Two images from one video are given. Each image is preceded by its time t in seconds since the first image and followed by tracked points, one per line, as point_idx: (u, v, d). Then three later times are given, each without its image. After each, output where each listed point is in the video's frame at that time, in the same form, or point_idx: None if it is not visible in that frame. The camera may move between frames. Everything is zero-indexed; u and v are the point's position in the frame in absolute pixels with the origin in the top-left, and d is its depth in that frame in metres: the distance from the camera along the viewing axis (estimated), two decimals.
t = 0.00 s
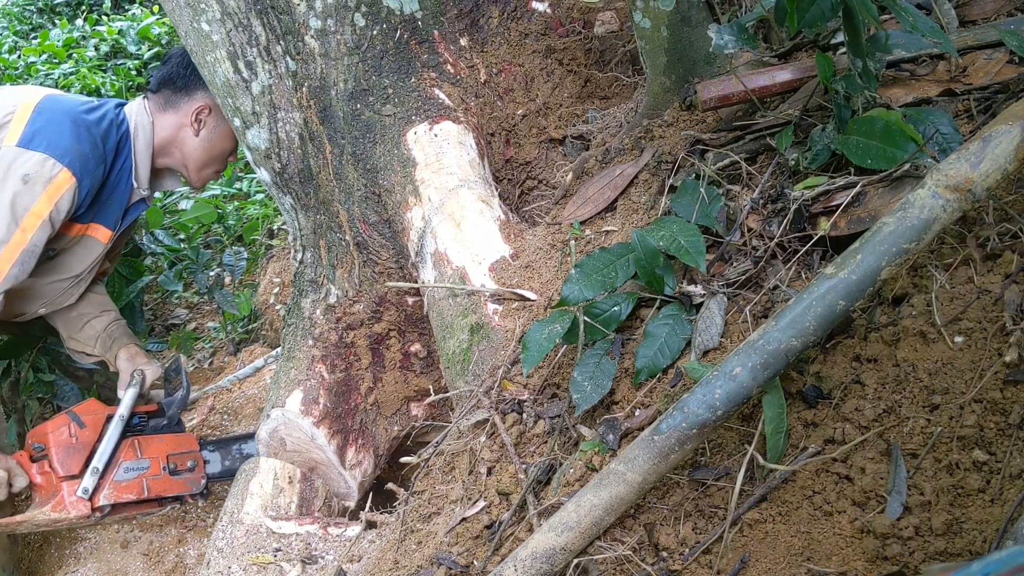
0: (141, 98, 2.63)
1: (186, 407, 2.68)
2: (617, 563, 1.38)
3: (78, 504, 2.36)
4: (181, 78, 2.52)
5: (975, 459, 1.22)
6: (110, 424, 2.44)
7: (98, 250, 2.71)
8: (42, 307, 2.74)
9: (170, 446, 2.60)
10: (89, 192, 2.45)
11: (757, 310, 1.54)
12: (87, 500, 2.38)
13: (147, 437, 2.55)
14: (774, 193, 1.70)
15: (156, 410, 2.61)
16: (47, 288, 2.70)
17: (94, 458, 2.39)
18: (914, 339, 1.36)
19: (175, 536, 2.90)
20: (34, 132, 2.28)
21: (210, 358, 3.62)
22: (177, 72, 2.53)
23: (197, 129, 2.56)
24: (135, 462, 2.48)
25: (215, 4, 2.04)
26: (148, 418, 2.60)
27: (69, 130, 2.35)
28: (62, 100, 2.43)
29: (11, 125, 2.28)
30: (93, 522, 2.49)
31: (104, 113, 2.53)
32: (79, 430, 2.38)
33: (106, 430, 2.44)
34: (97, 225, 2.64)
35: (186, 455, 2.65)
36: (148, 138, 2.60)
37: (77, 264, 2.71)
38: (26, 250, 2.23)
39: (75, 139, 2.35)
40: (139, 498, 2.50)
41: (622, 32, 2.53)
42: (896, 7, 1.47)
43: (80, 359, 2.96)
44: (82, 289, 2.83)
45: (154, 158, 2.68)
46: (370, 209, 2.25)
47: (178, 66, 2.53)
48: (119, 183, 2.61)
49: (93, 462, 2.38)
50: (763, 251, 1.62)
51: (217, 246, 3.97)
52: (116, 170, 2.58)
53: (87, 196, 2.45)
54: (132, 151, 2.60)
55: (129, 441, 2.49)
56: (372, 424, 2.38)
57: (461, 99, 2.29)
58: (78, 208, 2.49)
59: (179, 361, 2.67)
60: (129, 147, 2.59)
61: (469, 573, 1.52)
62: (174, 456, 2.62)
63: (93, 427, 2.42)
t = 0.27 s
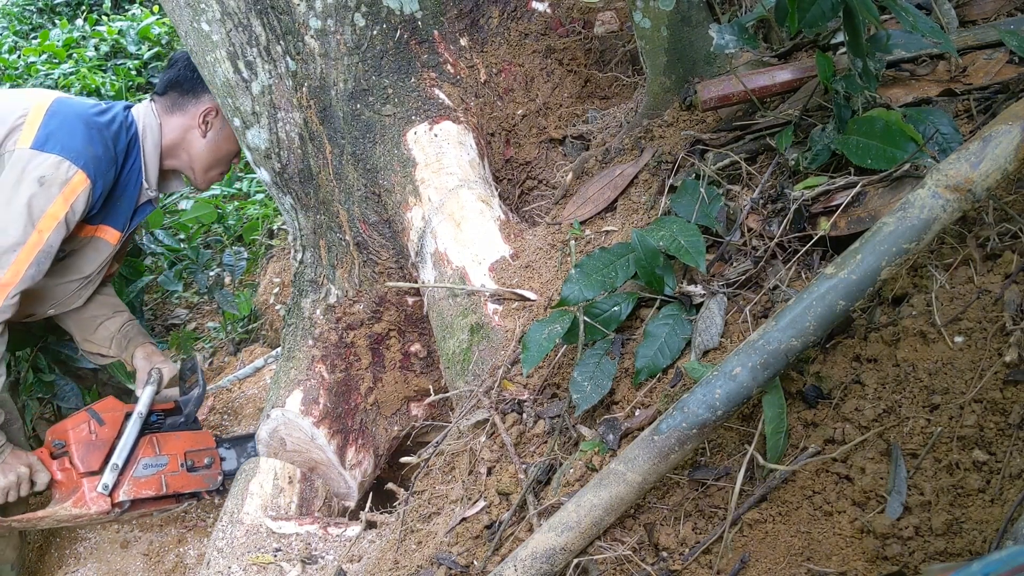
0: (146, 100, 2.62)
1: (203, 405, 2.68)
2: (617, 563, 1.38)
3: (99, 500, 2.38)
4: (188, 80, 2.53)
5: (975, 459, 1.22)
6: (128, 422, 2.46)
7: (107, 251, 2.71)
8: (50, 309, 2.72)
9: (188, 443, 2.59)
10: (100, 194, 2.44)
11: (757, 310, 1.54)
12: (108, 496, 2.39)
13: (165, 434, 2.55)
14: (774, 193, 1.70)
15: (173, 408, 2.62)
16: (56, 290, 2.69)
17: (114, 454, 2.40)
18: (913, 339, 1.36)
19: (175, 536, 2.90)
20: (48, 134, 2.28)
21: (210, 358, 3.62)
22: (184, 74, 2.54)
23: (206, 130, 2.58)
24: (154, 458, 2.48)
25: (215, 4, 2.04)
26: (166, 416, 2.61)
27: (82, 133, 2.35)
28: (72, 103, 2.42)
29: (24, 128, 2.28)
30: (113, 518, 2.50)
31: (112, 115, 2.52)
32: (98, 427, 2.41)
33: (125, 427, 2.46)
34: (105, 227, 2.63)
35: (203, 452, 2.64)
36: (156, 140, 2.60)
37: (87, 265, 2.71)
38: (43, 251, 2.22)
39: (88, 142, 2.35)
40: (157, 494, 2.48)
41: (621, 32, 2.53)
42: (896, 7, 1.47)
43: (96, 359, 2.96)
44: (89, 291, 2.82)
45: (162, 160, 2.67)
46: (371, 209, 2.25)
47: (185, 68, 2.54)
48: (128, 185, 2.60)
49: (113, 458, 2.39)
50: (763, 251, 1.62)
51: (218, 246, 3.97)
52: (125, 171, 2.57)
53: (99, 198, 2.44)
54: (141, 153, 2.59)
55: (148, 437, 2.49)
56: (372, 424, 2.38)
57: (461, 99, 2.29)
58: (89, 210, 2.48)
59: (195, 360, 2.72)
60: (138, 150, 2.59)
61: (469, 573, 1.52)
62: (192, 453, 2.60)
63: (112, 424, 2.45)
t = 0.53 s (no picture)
0: (138, 93, 2.62)
1: (203, 403, 2.70)
2: (617, 563, 1.38)
3: (96, 495, 2.36)
4: (180, 72, 2.53)
5: (975, 459, 1.22)
6: (128, 417, 2.45)
7: (100, 241, 2.72)
8: (44, 302, 2.74)
9: (187, 440, 2.59)
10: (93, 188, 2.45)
11: (757, 310, 1.54)
12: (106, 490, 2.38)
13: (164, 431, 2.55)
14: (775, 193, 1.70)
15: (173, 404, 2.66)
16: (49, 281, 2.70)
17: (113, 449, 2.40)
18: (913, 339, 1.36)
19: (175, 536, 2.90)
20: (40, 129, 2.27)
21: (210, 358, 3.62)
22: (176, 66, 2.54)
23: (198, 121, 2.57)
24: (153, 454, 2.48)
25: (215, 4, 2.04)
26: (167, 412, 2.65)
27: (74, 127, 2.34)
28: (63, 97, 2.41)
29: (16, 123, 2.27)
30: (111, 513, 2.49)
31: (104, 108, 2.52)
32: (98, 422, 2.40)
33: (124, 423, 2.45)
34: (98, 218, 2.65)
35: (203, 449, 2.64)
36: (149, 132, 2.60)
37: (80, 256, 2.72)
38: (36, 246, 2.23)
39: (80, 135, 2.35)
40: (155, 490, 2.48)
41: (621, 32, 2.53)
42: (895, 7, 1.47)
43: (96, 356, 2.97)
44: (82, 282, 2.84)
45: (154, 153, 2.67)
46: (370, 208, 2.25)
47: (177, 60, 2.54)
48: (121, 177, 2.61)
49: (112, 453, 2.39)
50: (763, 251, 1.62)
51: (217, 246, 3.97)
52: (118, 164, 2.58)
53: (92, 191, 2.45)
54: (134, 145, 2.59)
55: (147, 433, 2.49)
56: (372, 425, 2.38)
57: (461, 99, 2.29)
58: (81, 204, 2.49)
59: (198, 357, 2.68)
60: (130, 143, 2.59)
61: (469, 573, 1.52)
62: (191, 450, 2.61)
63: (112, 419, 2.43)
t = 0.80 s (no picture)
0: (124, 96, 2.62)
1: (173, 407, 2.69)
2: (617, 563, 1.38)
3: (62, 505, 2.37)
4: (167, 75, 2.53)
5: (975, 459, 1.22)
6: (94, 425, 2.44)
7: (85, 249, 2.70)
8: (29, 309, 2.73)
9: (156, 446, 2.59)
10: (70, 194, 2.44)
11: (756, 310, 1.54)
12: (71, 501, 2.38)
13: (132, 437, 2.54)
14: (775, 193, 1.70)
15: (142, 409, 2.62)
16: (35, 290, 2.69)
17: (79, 458, 2.39)
18: (914, 339, 1.36)
19: (175, 536, 2.90)
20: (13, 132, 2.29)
21: (210, 358, 3.62)
22: (163, 69, 2.54)
23: (183, 125, 2.57)
24: (120, 462, 2.47)
25: (215, 4, 2.04)
26: (135, 417, 2.60)
27: (48, 131, 2.35)
28: (43, 99, 2.43)
29: None
30: (80, 522, 2.50)
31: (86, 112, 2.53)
32: (63, 431, 2.39)
33: (90, 430, 2.44)
34: (82, 224, 2.64)
35: (172, 455, 2.65)
36: (133, 136, 2.60)
37: (65, 263, 2.71)
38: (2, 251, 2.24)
39: (54, 140, 2.35)
40: (123, 498, 2.49)
41: (621, 32, 2.53)
42: (896, 7, 1.47)
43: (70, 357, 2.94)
44: (69, 288, 2.82)
45: (138, 157, 2.67)
46: (371, 208, 2.25)
47: (165, 63, 2.54)
48: (101, 183, 2.60)
49: (78, 462, 2.38)
50: (763, 251, 1.62)
51: (217, 246, 3.96)
52: (99, 169, 2.57)
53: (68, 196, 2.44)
54: (116, 149, 2.59)
55: (115, 441, 2.48)
56: (372, 424, 2.38)
57: (461, 99, 2.29)
58: (59, 210, 2.48)
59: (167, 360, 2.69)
60: (111, 147, 2.58)
61: (469, 573, 1.52)
62: (161, 456, 2.61)
63: (78, 427, 2.43)
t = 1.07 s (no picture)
0: (124, 101, 2.61)
1: (177, 408, 2.68)
2: (617, 563, 1.38)
3: (68, 508, 2.37)
4: (166, 79, 2.52)
5: (975, 459, 1.22)
6: (99, 427, 2.45)
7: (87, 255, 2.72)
8: (31, 314, 2.75)
9: (161, 447, 2.59)
10: (68, 201, 2.45)
11: (757, 310, 1.54)
12: (78, 503, 2.38)
13: (137, 439, 2.54)
14: (775, 193, 1.70)
15: (146, 411, 2.63)
16: (36, 297, 2.71)
17: (84, 461, 2.40)
18: (913, 339, 1.36)
19: (175, 536, 2.90)
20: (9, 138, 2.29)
21: (210, 358, 3.62)
22: (163, 74, 2.53)
23: (181, 130, 2.55)
24: (125, 464, 2.47)
25: (215, 4, 2.04)
26: (139, 419, 2.62)
27: (44, 137, 2.35)
28: (41, 105, 2.43)
29: None
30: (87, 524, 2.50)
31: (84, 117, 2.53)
32: (68, 433, 2.41)
33: (94, 432, 2.46)
34: (83, 231, 2.65)
35: (177, 456, 2.65)
36: (131, 141, 2.59)
37: (68, 270, 2.72)
38: None
39: (50, 145, 2.35)
40: (130, 501, 2.49)
41: (621, 32, 2.53)
42: (896, 7, 1.47)
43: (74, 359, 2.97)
44: (73, 294, 2.84)
45: (137, 162, 2.66)
46: (370, 208, 2.25)
47: (165, 67, 2.54)
48: (100, 189, 2.59)
49: (83, 465, 2.39)
50: (763, 251, 1.62)
51: (217, 246, 3.96)
52: (98, 175, 2.57)
53: (65, 204, 2.44)
54: (114, 155, 2.57)
55: (120, 443, 2.48)
56: (372, 424, 2.38)
57: (461, 99, 2.29)
58: (56, 218, 2.48)
59: (170, 362, 2.65)
60: (110, 154, 2.58)
61: (469, 573, 1.52)
62: (165, 458, 2.61)
63: (82, 429, 2.44)
